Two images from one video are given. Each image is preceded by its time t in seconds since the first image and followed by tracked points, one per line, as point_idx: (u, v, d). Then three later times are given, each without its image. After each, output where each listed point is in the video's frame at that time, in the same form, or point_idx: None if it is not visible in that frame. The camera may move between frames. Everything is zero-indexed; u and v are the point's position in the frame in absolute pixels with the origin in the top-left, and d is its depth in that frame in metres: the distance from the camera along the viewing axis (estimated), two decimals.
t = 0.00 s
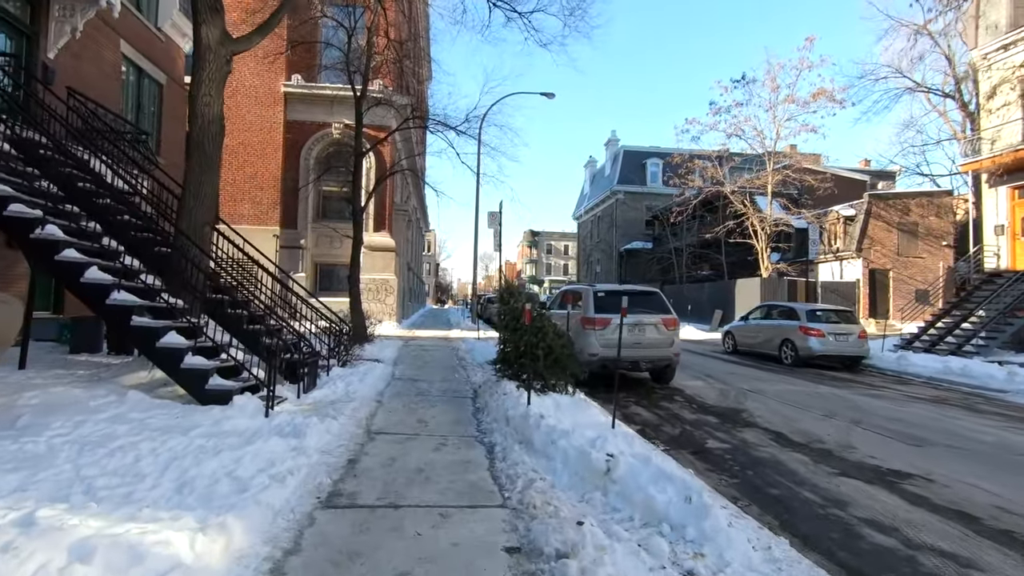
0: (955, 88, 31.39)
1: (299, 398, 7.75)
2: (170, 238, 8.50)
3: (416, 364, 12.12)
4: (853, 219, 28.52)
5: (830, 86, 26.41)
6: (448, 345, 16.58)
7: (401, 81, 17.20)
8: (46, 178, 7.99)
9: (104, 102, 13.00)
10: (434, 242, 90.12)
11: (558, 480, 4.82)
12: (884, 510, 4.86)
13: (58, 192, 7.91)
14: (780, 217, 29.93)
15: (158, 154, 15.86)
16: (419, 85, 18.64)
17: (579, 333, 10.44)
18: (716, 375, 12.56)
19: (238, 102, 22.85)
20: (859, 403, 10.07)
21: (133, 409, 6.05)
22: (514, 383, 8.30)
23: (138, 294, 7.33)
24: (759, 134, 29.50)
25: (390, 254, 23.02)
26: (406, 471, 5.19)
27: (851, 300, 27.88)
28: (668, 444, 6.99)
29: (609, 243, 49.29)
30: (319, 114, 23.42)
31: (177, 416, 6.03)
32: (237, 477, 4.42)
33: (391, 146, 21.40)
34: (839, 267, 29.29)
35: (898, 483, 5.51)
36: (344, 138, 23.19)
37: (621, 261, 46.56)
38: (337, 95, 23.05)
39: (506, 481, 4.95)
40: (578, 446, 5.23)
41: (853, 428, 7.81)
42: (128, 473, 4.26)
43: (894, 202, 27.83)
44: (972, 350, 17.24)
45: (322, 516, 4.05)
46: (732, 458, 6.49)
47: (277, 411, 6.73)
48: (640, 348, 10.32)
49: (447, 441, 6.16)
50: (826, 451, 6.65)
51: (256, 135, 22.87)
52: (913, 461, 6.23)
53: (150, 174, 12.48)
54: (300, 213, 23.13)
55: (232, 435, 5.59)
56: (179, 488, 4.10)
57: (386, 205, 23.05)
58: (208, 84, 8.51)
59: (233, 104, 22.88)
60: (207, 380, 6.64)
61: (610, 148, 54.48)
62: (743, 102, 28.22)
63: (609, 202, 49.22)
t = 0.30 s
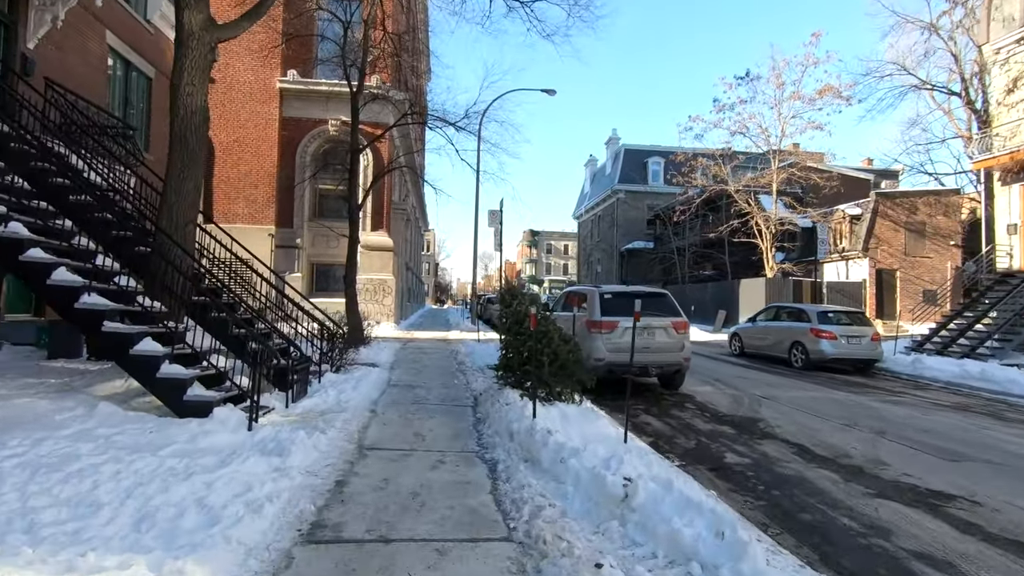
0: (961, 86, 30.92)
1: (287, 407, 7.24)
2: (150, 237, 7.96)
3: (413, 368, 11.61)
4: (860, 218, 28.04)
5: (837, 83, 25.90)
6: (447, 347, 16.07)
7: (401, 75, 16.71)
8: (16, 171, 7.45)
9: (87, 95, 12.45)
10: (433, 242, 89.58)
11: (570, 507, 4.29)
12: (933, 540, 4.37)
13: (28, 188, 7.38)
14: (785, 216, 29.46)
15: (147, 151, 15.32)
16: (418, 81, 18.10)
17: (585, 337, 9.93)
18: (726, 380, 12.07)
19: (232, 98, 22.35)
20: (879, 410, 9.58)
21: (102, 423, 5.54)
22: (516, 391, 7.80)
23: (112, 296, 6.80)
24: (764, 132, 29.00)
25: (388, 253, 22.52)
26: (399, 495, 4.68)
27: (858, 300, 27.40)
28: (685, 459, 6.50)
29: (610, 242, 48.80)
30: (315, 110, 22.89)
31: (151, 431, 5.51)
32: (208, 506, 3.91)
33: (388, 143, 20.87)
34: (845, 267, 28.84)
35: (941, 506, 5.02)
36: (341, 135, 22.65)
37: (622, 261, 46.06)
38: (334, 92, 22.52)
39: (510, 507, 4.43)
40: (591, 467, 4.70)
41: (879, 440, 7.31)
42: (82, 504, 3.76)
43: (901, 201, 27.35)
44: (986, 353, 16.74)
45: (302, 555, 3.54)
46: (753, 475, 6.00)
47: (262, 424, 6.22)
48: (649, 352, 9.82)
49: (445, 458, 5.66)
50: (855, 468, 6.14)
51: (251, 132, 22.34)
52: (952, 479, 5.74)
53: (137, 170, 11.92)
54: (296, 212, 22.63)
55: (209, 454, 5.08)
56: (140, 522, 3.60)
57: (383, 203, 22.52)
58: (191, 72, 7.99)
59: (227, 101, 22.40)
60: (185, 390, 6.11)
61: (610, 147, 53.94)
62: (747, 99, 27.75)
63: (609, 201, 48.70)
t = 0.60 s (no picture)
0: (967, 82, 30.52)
1: (275, 412, 6.73)
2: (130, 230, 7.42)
3: (411, 369, 11.11)
4: (866, 216, 27.58)
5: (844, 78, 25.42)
6: (446, 348, 15.56)
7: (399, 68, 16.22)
8: None
9: (70, 83, 11.93)
10: (431, 241, 89.08)
11: (586, 528, 3.79)
12: (995, 565, 3.87)
13: None
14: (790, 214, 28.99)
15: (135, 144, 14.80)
16: (417, 74, 17.59)
17: (592, 336, 9.44)
18: (737, 382, 11.57)
19: (227, 92, 21.82)
20: (902, 413, 9.09)
21: (68, 432, 5.03)
22: (522, 394, 7.29)
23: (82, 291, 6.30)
24: (769, 128, 28.52)
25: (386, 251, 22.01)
26: (395, 513, 4.18)
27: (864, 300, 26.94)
28: (705, 468, 6.00)
29: (611, 241, 48.26)
30: (312, 105, 22.36)
31: (121, 441, 5.00)
32: (174, 532, 3.41)
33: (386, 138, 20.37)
34: (851, 265, 28.38)
35: (995, 525, 4.52)
36: (338, 130, 22.11)
37: (623, 260, 45.55)
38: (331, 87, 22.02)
39: (519, 529, 3.93)
40: (609, 483, 4.19)
41: (910, 446, 6.82)
42: (27, 529, 3.26)
43: (909, 198, 26.88)
44: (1001, 353, 16.25)
45: None
46: (781, 486, 5.51)
47: (246, 432, 5.71)
48: (660, 353, 9.32)
49: (445, 469, 5.16)
50: (891, 478, 5.65)
51: (245, 126, 21.80)
52: (1001, 493, 5.24)
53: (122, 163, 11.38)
54: (293, 209, 22.13)
55: (182, 466, 4.57)
56: (91, 552, 3.10)
57: (381, 200, 22.02)
58: (174, 53, 7.47)
59: (221, 96, 21.86)
60: (162, 394, 5.61)
61: (611, 145, 53.43)
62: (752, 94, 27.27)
63: (610, 200, 48.18)
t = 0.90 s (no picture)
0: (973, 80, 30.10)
1: (262, 423, 6.26)
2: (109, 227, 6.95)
3: (410, 373, 10.65)
4: (873, 214, 27.19)
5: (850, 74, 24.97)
6: (445, 350, 15.10)
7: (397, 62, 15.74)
8: None
9: (55, 78, 11.43)
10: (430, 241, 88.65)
11: (607, 565, 3.33)
12: None
13: None
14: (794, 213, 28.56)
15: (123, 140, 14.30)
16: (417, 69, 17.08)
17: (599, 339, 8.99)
18: (749, 386, 11.11)
19: (222, 88, 21.34)
20: (927, 421, 8.63)
21: (29, 449, 4.56)
22: (527, 402, 6.82)
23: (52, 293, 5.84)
24: (774, 126, 28.07)
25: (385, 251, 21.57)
26: (389, 544, 3.72)
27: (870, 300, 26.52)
28: (726, 485, 5.54)
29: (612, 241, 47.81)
30: (309, 102, 21.89)
31: (88, 459, 4.52)
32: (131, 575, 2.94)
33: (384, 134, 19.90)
34: (857, 265, 27.99)
35: None
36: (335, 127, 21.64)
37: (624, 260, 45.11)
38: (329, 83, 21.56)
39: (530, 564, 3.47)
40: (630, 510, 3.72)
41: (943, 459, 6.35)
42: None
43: (916, 196, 26.44)
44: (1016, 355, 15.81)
45: None
46: (812, 505, 5.05)
47: (227, 446, 5.24)
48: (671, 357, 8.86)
49: (446, 489, 4.69)
50: (931, 498, 5.18)
51: (240, 123, 21.30)
52: None
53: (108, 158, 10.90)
54: (289, 208, 21.69)
55: (152, 490, 4.09)
56: None
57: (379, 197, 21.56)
58: (154, 39, 6.98)
59: (215, 91, 21.37)
60: (136, 406, 5.13)
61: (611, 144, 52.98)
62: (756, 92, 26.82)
63: (611, 199, 47.73)
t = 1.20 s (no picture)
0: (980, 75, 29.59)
1: (242, 429, 5.77)
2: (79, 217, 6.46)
3: (406, 374, 10.18)
4: (879, 212, 26.73)
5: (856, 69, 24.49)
6: (444, 350, 14.61)
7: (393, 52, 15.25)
8: None
9: (36, 67, 10.91)
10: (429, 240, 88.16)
11: None
12: None
13: None
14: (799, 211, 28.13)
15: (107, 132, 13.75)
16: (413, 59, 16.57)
17: (605, 338, 8.51)
18: (761, 388, 10.63)
19: (215, 82, 20.81)
20: (954, 425, 8.14)
21: None
22: (531, 405, 6.34)
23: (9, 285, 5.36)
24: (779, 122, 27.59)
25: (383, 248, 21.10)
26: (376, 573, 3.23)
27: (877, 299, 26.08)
28: (750, 497, 5.05)
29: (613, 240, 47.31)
30: (304, 95, 21.43)
31: (40, 471, 4.03)
32: None
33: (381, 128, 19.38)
34: (863, 264, 27.58)
35: None
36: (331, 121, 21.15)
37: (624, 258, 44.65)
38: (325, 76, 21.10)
39: None
40: (653, 534, 3.24)
41: (982, 469, 5.86)
42: None
43: (923, 194, 25.95)
44: None
45: None
46: (848, 522, 4.56)
47: (200, 455, 4.75)
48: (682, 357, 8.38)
49: (443, 505, 4.20)
50: (978, 513, 4.68)
51: (234, 117, 20.76)
52: None
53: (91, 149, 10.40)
54: (284, 204, 21.23)
55: (107, 508, 3.60)
56: None
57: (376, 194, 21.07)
58: (129, 14, 6.48)
59: (208, 85, 20.83)
60: (98, 411, 4.64)
61: (612, 142, 52.45)
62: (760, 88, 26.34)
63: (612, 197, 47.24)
